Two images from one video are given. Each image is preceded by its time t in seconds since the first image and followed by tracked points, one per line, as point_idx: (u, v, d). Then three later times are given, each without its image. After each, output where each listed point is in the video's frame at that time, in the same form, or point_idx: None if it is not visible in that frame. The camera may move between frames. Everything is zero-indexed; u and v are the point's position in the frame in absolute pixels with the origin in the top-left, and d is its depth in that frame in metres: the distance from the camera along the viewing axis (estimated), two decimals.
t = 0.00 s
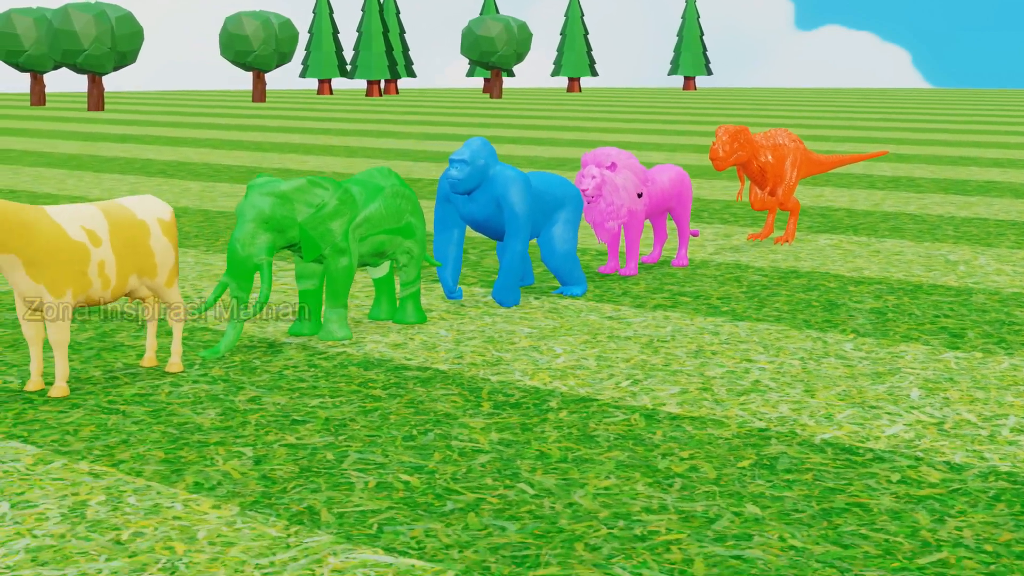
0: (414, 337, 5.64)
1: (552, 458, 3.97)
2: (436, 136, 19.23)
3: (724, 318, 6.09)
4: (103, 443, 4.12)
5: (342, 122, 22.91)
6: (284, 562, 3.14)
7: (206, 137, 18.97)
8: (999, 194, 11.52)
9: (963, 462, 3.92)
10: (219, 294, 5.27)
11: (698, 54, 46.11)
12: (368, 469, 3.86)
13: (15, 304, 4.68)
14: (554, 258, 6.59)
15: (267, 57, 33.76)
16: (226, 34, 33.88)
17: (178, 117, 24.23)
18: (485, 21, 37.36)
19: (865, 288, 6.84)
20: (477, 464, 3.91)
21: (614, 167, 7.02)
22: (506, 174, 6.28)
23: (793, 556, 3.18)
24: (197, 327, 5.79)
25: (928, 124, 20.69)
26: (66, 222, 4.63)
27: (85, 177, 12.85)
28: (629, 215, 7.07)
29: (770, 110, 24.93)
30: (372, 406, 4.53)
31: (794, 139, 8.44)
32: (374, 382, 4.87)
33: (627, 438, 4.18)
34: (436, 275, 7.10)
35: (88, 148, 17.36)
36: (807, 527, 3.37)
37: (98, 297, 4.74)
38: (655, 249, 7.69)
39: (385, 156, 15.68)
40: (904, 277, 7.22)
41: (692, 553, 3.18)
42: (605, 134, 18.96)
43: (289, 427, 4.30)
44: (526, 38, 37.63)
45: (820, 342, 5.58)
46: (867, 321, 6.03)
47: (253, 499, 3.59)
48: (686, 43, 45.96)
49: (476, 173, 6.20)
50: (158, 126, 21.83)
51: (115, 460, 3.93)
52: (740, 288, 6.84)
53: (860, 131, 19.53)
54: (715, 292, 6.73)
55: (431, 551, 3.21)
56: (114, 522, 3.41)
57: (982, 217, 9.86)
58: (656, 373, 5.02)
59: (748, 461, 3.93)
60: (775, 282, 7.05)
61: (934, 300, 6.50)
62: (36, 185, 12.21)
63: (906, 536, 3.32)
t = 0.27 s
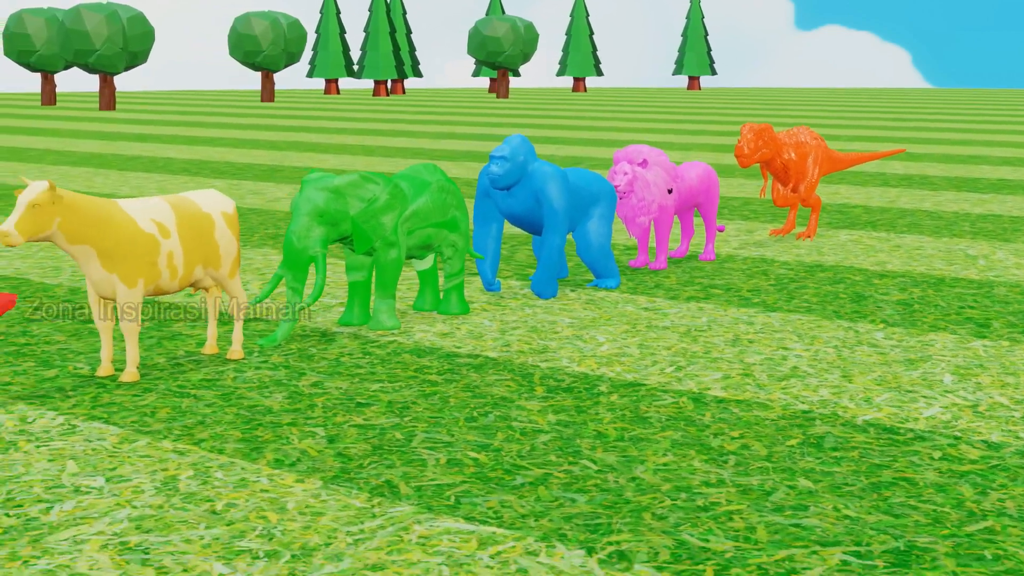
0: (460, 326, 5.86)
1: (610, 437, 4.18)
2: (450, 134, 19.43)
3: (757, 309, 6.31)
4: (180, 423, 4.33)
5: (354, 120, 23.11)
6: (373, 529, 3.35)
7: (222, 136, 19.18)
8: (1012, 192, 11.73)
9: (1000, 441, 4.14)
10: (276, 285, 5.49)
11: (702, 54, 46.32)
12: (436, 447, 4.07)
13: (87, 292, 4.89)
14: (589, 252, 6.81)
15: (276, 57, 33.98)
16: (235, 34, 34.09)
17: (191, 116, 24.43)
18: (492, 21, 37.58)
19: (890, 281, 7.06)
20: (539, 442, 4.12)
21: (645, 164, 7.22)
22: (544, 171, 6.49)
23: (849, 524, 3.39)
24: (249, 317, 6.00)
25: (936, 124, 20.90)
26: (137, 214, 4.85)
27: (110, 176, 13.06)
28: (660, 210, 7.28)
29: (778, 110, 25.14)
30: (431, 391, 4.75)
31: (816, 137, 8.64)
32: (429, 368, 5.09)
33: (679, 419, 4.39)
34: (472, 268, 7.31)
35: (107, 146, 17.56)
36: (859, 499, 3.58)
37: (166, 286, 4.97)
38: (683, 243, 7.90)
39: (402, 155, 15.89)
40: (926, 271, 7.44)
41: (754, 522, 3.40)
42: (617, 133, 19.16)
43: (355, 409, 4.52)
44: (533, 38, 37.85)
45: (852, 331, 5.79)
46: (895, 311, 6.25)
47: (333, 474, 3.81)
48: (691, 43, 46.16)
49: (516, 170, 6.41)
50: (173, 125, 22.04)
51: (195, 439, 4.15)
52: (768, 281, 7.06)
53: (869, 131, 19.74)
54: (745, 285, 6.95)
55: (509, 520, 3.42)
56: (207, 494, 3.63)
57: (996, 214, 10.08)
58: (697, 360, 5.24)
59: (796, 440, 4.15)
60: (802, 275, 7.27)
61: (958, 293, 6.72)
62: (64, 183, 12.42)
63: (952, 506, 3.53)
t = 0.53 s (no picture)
0: (501, 317, 6.07)
1: (660, 419, 4.39)
2: (463, 132, 19.63)
3: (786, 301, 6.52)
4: (249, 406, 4.54)
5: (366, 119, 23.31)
6: (449, 502, 3.56)
7: (237, 135, 19.38)
8: None
9: None
10: (326, 277, 5.70)
11: (707, 54, 46.52)
12: (496, 427, 4.28)
13: (152, 282, 5.10)
14: (621, 247, 7.02)
15: (284, 57, 34.19)
16: (243, 34, 34.30)
17: (204, 115, 24.63)
18: (499, 21, 37.78)
19: (912, 275, 7.27)
20: (594, 424, 4.33)
21: (674, 161, 7.42)
22: (579, 167, 6.70)
23: (896, 497, 3.60)
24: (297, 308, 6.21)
25: (943, 123, 21.11)
26: (199, 208, 5.05)
27: (135, 174, 13.26)
28: (688, 206, 7.48)
29: (785, 109, 25.33)
30: (484, 377, 4.96)
31: (836, 135, 8.85)
32: (477, 356, 5.30)
33: (723, 402, 4.60)
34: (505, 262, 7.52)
35: (125, 145, 17.77)
36: (903, 474, 3.79)
37: (226, 276, 5.18)
38: (708, 238, 8.11)
39: (418, 153, 16.10)
40: (947, 265, 7.65)
41: (807, 495, 3.61)
42: (628, 132, 19.37)
43: (413, 393, 4.73)
44: (539, 38, 38.06)
45: (880, 321, 6.00)
46: (920, 303, 6.46)
47: (403, 452, 4.01)
48: (695, 43, 46.36)
49: (552, 166, 6.62)
50: (186, 124, 22.26)
51: (266, 421, 4.36)
52: (794, 275, 7.27)
53: (877, 130, 19.94)
54: (772, 278, 7.16)
55: (575, 494, 3.63)
56: (287, 470, 3.84)
57: (1010, 210, 10.29)
58: (735, 348, 5.44)
59: (838, 421, 4.36)
60: (826, 269, 7.48)
61: (979, 285, 6.93)
62: (90, 180, 12.63)
63: (991, 481, 3.75)
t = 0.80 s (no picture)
0: (539, 309, 6.27)
1: (704, 403, 4.60)
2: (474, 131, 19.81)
3: (812, 293, 6.72)
4: (309, 392, 4.74)
5: (377, 118, 23.51)
6: (514, 478, 3.76)
7: (252, 134, 19.58)
8: None
9: None
10: (371, 269, 5.90)
11: (711, 54, 46.71)
12: (548, 410, 4.48)
13: (208, 274, 5.30)
14: (650, 241, 7.22)
15: (292, 57, 34.39)
16: (251, 34, 34.51)
17: (217, 114, 24.83)
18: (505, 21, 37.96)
19: (933, 269, 7.47)
20: (641, 407, 4.53)
21: (699, 158, 7.61)
22: (610, 164, 6.89)
23: (937, 474, 3.80)
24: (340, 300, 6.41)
25: (950, 122, 21.31)
26: (255, 202, 5.24)
27: (158, 171, 13.47)
28: (713, 202, 7.68)
29: (792, 109, 25.52)
30: (529, 364, 5.15)
31: (854, 134, 9.03)
32: (521, 345, 5.50)
33: (762, 387, 4.80)
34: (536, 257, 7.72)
35: (142, 144, 17.96)
36: (941, 454, 3.99)
37: (280, 268, 5.38)
38: (731, 234, 8.30)
39: (434, 151, 16.29)
40: (965, 259, 7.84)
41: (851, 472, 3.81)
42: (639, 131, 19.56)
43: (464, 379, 4.93)
44: (545, 38, 38.26)
45: (906, 313, 6.20)
46: (943, 296, 6.66)
47: (462, 433, 4.22)
48: (700, 43, 46.54)
49: (584, 163, 6.81)
50: (200, 123, 22.48)
51: (327, 405, 4.56)
52: (818, 269, 7.47)
53: (885, 129, 20.13)
54: (796, 272, 7.36)
55: (632, 471, 3.83)
56: (355, 450, 4.04)
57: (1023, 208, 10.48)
58: (767, 338, 5.64)
59: (874, 405, 4.56)
60: (848, 263, 7.68)
61: (999, 279, 7.13)
62: (115, 178, 12.83)
63: None
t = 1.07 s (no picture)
0: (571, 302, 6.46)
1: (742, 389, 4.78)
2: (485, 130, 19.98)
3: (835, 287, 6.90)
4: (360, 379, 4.93)
5: (386, 117, 23.68)
6: (568, 458, 3.95)
7: (265, 133, 19.75)
8: None
9: None
10: (411, 262, 6.08)
11: (714, 54, 46.88)
12: (593, 397, 4.67)
13: (257, 266, 5.49)
14: (675, 237, 7.40)
15: (300, 57, 34.56)
16: (258, 35, 34.67)
17: (227, 114, 25.00)
18: (511, 22, 38.12)
19: (951, 264, 7.65)
20: (681, 394, 4.72)
21: (722, 156, 7.80)
22: (637, 161, 7.07)
23: (971, 454, 3.99)
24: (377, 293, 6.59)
25: (955, 122, 21.48)
26: (304, 198, 5.43)
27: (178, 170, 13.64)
28: (735, 199, 7.87)
29: (799, 108, 25.69)
30: (569, 354, 5.33)
31: (870, 132, 9.20)
32: (558, 335, 5.68)
33: (796, 375, 4.99)
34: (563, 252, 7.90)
35: (157, 143, 18.13)
36: (973, 436, 4.18)
37: (326, 261, 5.57)
38: (751, 230, 8.49)
39: (447, 150, 16.47)
40: (982, 255, 8.03)
41: (889, 453, 4.00)
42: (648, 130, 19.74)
43: (508, 367, 5.11)
44: (550, 38, 38.43)
45: (928, 306, 6.38)
46: (963, 290, 6.84)
47: (513, 418, 4.40)
48: (703, 43, 46.71)
49: (613, 160, 6.99)
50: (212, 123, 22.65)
51: (379, 391, 4.75)
52: (839, 264, 7.65)
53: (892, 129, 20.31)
54: (817, 266, 7.54)
55: (680, 452, 4.02)
56: (413, 432, 4.22)
57: None
58: (796, 329, 5.83)
59: (905, 391, 4.75)
60: (868, 258, 7.86)
61: (1016, 274, 7.31)
62: (137, 176, 13.00)
63: None
